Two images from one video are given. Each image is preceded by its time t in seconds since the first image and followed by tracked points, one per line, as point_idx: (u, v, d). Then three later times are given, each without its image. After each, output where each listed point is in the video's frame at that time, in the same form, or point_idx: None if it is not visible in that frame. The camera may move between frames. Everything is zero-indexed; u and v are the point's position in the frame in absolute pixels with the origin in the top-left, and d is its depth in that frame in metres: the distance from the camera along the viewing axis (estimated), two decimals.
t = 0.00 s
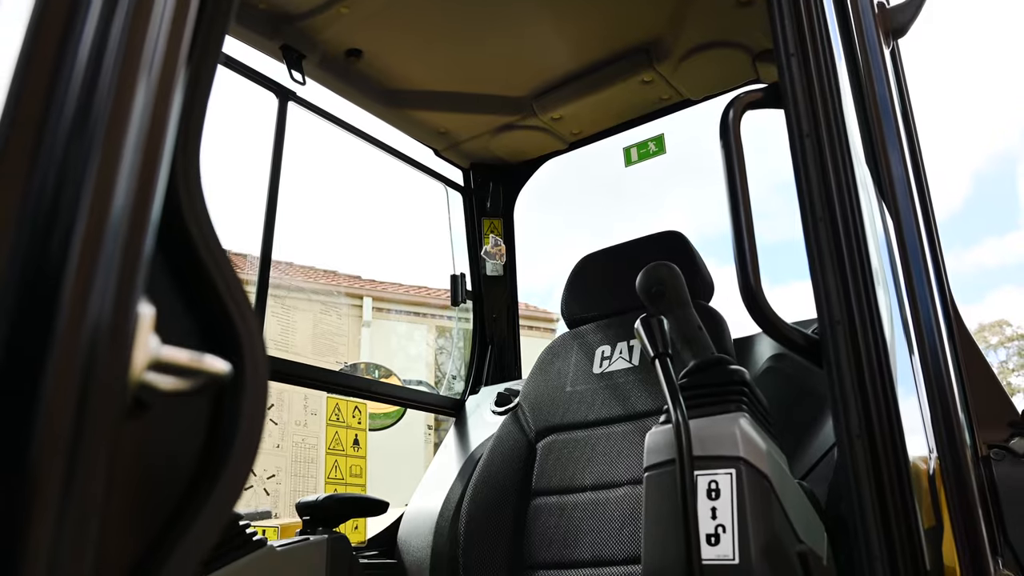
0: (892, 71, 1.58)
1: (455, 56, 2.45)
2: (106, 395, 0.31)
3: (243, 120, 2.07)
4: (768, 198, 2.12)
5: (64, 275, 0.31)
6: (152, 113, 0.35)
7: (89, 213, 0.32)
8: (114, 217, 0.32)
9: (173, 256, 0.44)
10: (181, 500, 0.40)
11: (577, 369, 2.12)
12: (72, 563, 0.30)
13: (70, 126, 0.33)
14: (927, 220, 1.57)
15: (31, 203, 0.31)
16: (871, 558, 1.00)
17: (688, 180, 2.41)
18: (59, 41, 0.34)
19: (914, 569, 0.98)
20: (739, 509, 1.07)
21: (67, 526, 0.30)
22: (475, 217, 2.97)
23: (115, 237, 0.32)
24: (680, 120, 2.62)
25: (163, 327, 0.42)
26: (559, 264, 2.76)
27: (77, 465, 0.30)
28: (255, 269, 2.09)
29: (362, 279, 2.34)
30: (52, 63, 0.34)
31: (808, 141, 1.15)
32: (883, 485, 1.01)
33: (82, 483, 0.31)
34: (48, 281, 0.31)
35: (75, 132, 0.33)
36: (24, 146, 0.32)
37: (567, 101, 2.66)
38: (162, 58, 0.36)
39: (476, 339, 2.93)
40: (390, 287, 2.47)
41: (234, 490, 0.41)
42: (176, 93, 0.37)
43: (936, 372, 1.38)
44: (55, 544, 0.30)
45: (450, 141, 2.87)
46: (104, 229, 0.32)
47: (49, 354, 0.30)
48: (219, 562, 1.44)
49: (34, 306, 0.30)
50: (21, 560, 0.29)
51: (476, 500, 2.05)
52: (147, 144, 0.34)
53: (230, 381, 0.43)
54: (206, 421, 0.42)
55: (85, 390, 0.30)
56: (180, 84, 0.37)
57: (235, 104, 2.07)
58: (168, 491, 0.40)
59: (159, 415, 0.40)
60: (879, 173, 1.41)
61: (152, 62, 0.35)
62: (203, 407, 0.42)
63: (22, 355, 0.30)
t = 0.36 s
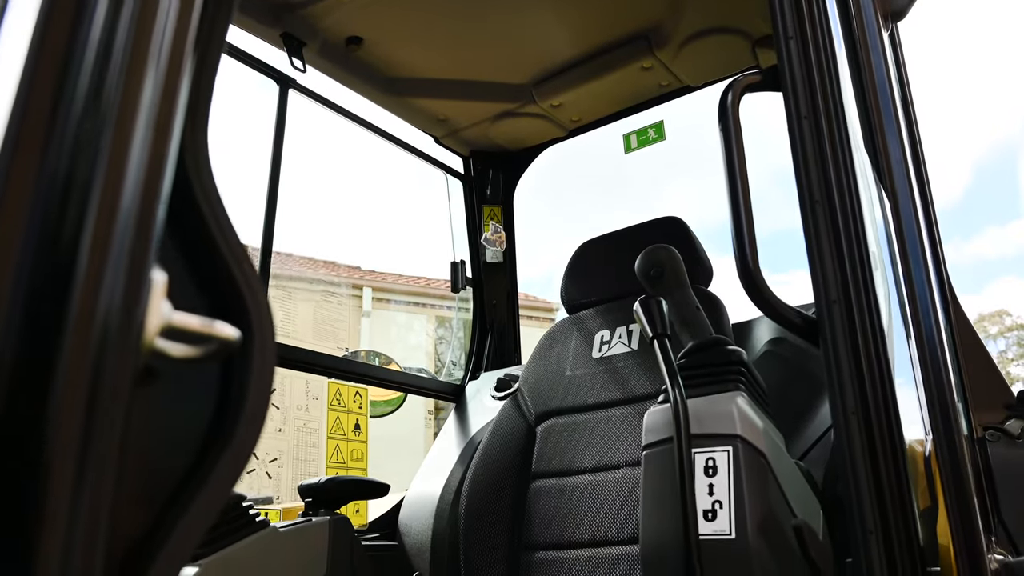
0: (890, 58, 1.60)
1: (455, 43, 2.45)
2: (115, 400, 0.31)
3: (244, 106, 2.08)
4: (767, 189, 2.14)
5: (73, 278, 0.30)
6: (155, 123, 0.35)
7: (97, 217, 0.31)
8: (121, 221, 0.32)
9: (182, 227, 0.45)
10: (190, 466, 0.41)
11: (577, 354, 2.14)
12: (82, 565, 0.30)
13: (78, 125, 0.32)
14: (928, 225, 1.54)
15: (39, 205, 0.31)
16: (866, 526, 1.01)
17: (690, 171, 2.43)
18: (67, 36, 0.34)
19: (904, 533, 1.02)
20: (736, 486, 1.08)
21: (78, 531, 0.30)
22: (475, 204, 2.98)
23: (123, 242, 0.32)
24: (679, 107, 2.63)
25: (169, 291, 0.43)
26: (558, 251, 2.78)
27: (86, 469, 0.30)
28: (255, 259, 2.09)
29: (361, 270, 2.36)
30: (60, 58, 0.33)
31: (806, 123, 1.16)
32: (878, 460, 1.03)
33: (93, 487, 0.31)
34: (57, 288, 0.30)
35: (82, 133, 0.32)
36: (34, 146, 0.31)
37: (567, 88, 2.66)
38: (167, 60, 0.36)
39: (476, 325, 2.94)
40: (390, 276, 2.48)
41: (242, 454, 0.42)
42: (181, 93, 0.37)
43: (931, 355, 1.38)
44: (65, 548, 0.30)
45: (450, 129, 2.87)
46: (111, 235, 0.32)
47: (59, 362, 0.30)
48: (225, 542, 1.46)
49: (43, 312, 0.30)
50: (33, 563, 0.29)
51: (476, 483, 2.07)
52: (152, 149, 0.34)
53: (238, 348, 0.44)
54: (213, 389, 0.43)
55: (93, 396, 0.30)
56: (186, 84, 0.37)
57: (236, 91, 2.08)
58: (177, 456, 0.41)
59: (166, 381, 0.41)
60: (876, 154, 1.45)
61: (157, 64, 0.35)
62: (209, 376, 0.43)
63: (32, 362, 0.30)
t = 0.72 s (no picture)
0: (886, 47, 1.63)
1: (455, 29, 2.46)
2: (117, 384, 0.33)
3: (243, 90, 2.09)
4: (766, 181, 2.15)
5: (77, 266, 0.32)
6: (157, 109, 0.36)
7: (98, 211, 0.33)
8: (123, 214, 0.33)
9: (191, 192, 0.48)
10: (199, 417, 0.43)
11: (576, 338, 2.15)
12: (89, 543, 0.32)
13: (79, 120, 0.33)
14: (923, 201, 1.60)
15: (44, 199, 0.32)
16: (861, 499, 1.02)
17: (689, 159, 2.44)
18: (69, 31, 0.35)
19: (901, 508, 1.03)
20: (733, 463, 1.09)
21: (82, 512, 0.32)
22: (475, 191, 2.99)
23: (125, 234, 0.34)
24: (679, 94, 2.64)
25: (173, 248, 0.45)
26: (559, 237, 2.79)
27: (89, 454, 0.32)
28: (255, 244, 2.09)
29: (362, 262, 2.37)
30: (63, 52, 0.34)
31: (803, 103, 1.17)
32: (872, 431, 1.05)
33: (95, 475, 0.32)
34: (61, 279, 0.32)
35: (83, 128, 0.33)
36: (35, 141, 0.33)
37: (566, 74, 2.66)
38: (167, 57, 0.38)
39: (476, 312, 2.95)
40: (390, 269, 2.49)
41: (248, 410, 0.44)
42: (181, 89, 0.39)
43: (928, 345, 1.39)
44: (70, 531, 0.31)
45: (450, 116, 2.88)
46: (114, 225, 0.33)
47: (63, 352, 0.31)
48: (227, 520, 1.48)
49: (48, 301, 0.32)
50: (41, 542, 0.31)
51: (477, 468, 2.09)
52: (153, 144, 0.36)
53: (243, 309, 0.46)
54: (220, 345, 0.46)
55: (97, 381, 0.32)
56: (185, 78, 0.39)
57: (236, 77, 2.08)
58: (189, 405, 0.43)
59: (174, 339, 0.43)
60: (871, 134, 1.46)
61: (158, 52, 0.37)
62: (216, 333, 0.45)
63: (40, 348, 0.31)
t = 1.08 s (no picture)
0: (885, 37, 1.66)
1: (453, 15, 2.46)
2: (108, 373, 0.34)
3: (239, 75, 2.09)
4: (768, 171, 2.15)
5: (66, 256, 0.32)
6: (146, 100, 0.37)
7: (86, 203, 0.33)
8: (111, 205, 0.34)
9: (189, 159, 0.50)
10: (199, 373, 0.46)
11: (577, 324, 2.15)
12: (83, 522, 0.33)
13: (66, 113, 0.34)
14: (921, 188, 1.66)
15: (34, 192, 0.33)
16: (856, 473, 1.04)
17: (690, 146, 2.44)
18: (55, 26, 0.36)
19: (895, 483, 1.04)
20: (730, 438, 1.10)
21: (75, 498, 0.33)
22: (476, 178, 3.00)
23: (114, 225, 0.34)
24: (678, 81, 2.65)
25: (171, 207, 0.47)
26: (559, 224, 2.80)
27: (79, 445, 0.33)
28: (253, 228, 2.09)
29: (365, 254, 2.38)
30: (50, 47, 0.35)
31: (799, 83, 1.17)
32: (868, 405, 1.05)
33: (87, 463, 0.33)
34: (50, 271, 0.32)
35: (70, 121, 0.34)
36: (24, 134, 0.34)
37: (566, 61, 2.67)
38: (155, 45, 0.38)
39: (477, 298, 2.96)
40: (393, 261, 2.50)
41: (243, 371, 0.47)
42: (170, 75, 0.39)
43: (922, 318, 1.40)
44: (62, 518, 0.32)
45: (450, 103, 2.89)
46: (102, 217, 0.33)
47: (53, 343, 0.32)
48: (229, 501, 1.50)
49: (38, 292, 0.32)
50: (32, 528, 0.31)
51: (476, 454, 2.09)
52: (141, 136, 0.36)
53: (239, 269, 0.49)
54: (218, 306, 0.48)
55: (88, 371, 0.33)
56: (174, 62, 0.39)
57: (235, 62, 2.09)
58: (189, 364, 0.46)
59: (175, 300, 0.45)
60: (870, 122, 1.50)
61: (145, 39, 0.37)
62: (214, 292, 0.48)
63: (31, 336, 0.32)
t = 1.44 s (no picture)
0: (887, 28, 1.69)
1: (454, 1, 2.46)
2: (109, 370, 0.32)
3: (240, 60, 2.09)
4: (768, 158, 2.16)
5: (66, 244, 0.31)
6: (145, 86, 0.36)
7: (85, 191, 0.32)
8: (110, 196, 0.33)
9: (192, 117, 0.50)
10: (203, 333, 0.46)
11: (577, 308, 2.16)
12: (79, 529, 0.31)
13: (65, 100, 0.33)
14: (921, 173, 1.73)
15: (34, 182, 0.32)
16: (853, 449, 1.04)
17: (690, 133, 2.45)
18: (55, 10, 0.35)
19: (888, 457, 1.05)
20: (728, 414, 1.11)
21: (75, 501, 0.31)
22: (476, 166, 3.02)
23: (113, 217, 0.33)
24: (679, 67, 2.66)
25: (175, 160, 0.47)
26: (559, 210, 2.81)
27: (80, 446, 0.31)
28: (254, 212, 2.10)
29: (365, 247, 2.38)
30: (49, 32, 0.34)
31: (797, 61, 1.18)
32: (863, 380, 1.06)
33: (87, 463, 0.31)
34: (48, 263, 0.31)
35: (70, 108, 0.33)
36: (24, 119, 0.32)
37: (566, 48, 2.67)
38: (154, 33, 0.37)
39: (476, 286, 2.96)
40: (393, 254, 2.50)
41: (247, 327, 0.47)
42: (168, 67, 0.38)
43: (923, 311, 1.43)
44: (61, 529, 0.30)
45: (450, 90, 2.89)
46: (102, 208, 0.32)
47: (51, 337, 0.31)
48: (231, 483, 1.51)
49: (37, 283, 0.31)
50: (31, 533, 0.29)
51: (477, 437, 2.07)
52: (142, 126, 0.35)
53: (243, 225, 0.49)
54: (220, 261, 0.47)
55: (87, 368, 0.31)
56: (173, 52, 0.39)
57: (236, 46, 2.09)
58: (189, 329, 0.45)
59: (177, 259, 0.45)
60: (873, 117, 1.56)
61: (145, 26, 0.37)
62: (218, 246, 0.47)
63: (28, 332, 0.31)
